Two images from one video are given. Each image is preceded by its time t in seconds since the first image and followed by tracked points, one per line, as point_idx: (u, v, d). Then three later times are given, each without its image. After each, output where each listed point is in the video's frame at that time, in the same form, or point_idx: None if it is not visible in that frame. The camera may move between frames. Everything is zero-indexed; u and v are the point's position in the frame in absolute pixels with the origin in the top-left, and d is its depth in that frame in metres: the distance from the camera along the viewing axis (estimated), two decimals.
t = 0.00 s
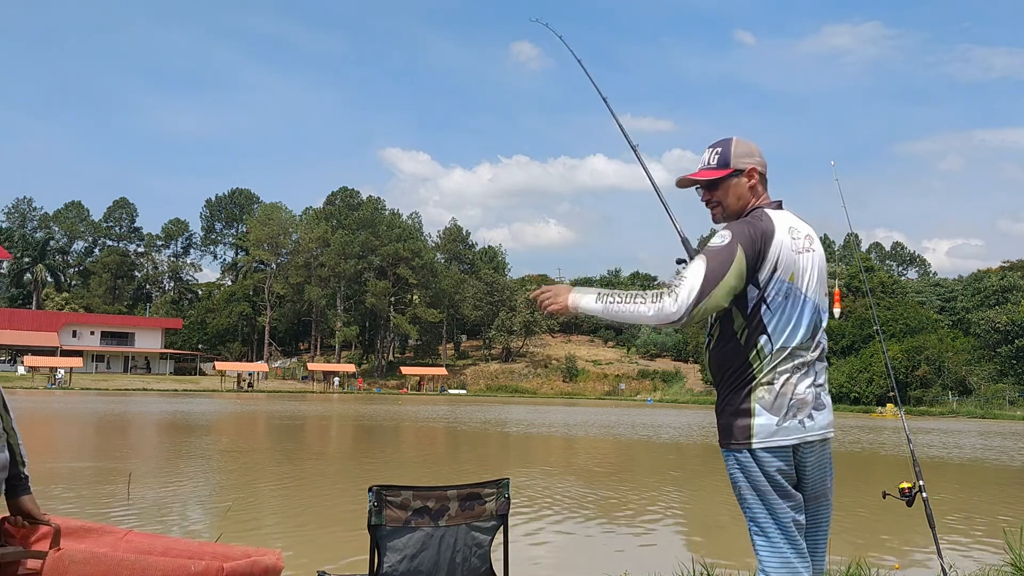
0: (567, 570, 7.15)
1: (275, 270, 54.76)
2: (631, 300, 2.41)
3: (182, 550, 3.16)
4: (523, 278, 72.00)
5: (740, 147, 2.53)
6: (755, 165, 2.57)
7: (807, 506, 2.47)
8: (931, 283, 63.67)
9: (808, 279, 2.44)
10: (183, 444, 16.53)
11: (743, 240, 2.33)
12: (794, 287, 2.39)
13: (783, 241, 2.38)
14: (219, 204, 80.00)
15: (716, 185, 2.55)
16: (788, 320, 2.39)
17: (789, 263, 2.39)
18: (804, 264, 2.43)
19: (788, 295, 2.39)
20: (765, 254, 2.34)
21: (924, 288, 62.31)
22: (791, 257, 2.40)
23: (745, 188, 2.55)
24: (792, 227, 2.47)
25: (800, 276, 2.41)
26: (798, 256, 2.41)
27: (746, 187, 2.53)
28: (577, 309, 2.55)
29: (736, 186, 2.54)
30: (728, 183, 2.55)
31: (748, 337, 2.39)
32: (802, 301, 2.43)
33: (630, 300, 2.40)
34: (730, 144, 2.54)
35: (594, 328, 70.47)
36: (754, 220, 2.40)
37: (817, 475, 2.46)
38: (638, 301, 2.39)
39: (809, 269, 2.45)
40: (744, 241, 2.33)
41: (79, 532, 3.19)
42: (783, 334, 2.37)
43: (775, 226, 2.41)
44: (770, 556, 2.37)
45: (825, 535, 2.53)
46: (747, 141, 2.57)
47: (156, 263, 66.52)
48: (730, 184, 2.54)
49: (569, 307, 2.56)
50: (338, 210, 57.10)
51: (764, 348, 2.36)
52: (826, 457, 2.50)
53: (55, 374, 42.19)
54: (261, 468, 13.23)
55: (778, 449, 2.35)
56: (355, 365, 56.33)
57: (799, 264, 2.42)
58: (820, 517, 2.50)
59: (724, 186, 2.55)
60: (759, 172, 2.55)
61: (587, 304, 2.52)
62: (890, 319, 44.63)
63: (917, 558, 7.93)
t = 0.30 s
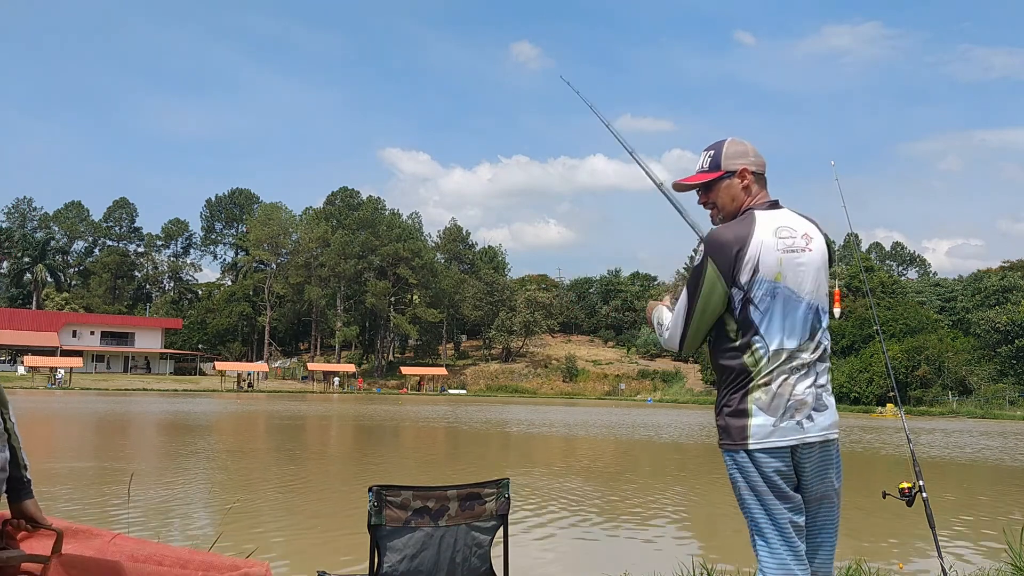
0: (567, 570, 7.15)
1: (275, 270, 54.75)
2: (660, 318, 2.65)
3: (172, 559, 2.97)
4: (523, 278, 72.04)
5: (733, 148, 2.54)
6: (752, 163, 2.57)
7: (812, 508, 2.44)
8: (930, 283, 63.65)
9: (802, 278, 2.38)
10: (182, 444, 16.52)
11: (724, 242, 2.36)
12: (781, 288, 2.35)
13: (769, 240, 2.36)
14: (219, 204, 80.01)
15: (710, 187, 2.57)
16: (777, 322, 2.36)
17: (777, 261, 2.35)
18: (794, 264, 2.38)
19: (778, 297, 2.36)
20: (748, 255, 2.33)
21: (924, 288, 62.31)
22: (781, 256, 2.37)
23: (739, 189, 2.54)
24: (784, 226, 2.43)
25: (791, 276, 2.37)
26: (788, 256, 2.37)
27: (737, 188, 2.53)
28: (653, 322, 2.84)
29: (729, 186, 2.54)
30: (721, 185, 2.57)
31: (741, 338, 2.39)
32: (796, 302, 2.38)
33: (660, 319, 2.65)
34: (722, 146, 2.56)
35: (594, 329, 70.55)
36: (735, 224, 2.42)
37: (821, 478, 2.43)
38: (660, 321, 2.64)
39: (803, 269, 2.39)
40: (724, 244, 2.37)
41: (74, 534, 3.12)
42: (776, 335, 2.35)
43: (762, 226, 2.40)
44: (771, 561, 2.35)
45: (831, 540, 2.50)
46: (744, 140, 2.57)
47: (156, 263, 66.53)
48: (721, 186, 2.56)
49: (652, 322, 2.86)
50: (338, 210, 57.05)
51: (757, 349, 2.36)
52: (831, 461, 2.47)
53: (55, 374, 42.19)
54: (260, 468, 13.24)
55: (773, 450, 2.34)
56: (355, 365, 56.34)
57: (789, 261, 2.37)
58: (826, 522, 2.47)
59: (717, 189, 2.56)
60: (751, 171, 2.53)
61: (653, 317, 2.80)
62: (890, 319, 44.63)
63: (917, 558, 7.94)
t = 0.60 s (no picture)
0: (567, 570, 7.14)
1: (275, 270, 54.74)
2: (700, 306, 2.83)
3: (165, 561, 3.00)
4: (523, 278, 72.02)
5: (729, 150, 2.58)
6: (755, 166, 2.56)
7: (804, 508, 2.39)
8: (931, 283, 63.64)
9: (783, 283, 2.32)
10: (182, 444, 16.51)
11: (704, 246, 2.44)
12: (757, 290, 2.32)
13: (745, 244, 2.36)
14: (219, 204, 79.98)
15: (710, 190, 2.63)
16: (751, 328, 2.34)
17: (752, 265, 2.33)
18: (770, 268, 2.33)
19: (751, 301, 2.34)
20: (721, 258, 2.37)
21: (924, 288, 62.29)
22: (759, 260, 2.34)
23: (733, 190, 2.58)
24: (770, 229, 2.39)
25: (769, 281, 2.32)
26: (766, 259, 2.33)
27: (731, 189, 2.58)
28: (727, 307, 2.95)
29: (725, 189, 2.59)
30: (719, 188, 2.64)
31: (724, 342, 2.41)
32: (776, 308, 2.32)
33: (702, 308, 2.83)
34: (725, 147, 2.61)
35: (594, 329, 70.55)
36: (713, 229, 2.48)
37: (811, 480, 2.36)
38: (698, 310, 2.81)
39: (781, 272, 2.32)
40: (706, 248, 2.44)
41: (65, 536, 2.97)
42: (754, 339, 2.33)
43: (744, 228, 2.40)
44: (753, 557, 2.36)
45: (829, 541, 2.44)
46: (744, 142, 2.58)
47: (156, 263, 66.53)
48: (719, 189, 2.62)
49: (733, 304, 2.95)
50: (338, 210, 57.01)
51: (739, 350, 2.36)
52: (824, 463, 2.39)
53: (55, 374, 42.19)
54: (260, 468, 13.23)
55: (755, 453, 2.32)
56: (355, 365, 56.35)
57: (766, 264, 2.33)
58: (820, 521, 2.42)
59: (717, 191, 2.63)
60: (741, 173, 2.55)
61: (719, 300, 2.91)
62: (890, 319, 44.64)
63: (916, 558, 7.94)
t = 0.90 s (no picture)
0: (567, 570, 7.15)
1: (275, 270, 54.73)
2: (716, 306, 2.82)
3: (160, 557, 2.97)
4: (523, 278, 72.10)
5: (744, 153, 2.56)
6: (761, 168, 2.53)
7: (803, 504, 2.38)
8: (931, 283, 63.68)
9: (772, 288, 2.30)
10: (182, 444, 16.51)
11: (701, 249, 2.48)
12: (747, 295, 2.32)
13: (737, 249, 2.36)
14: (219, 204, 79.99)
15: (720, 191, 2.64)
16: (741, 332, 2.34)
17: (743, 270, 2.33)
18: (760, 275, 2.32)
19: (743, 305, 2.34)
20: (713, 262, 2.40)
21: (924, 288, 62.32)
22: (750, 265, 2.34)
23: (743, 194, 2.55)
24: (764, 236, 2.38)
25: (759, 286, 2.31)
26: (756, 264, 2.32)
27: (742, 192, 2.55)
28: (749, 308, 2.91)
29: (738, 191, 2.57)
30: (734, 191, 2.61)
31: (718, 345, 2.44)
32: (765, 315, 2.31)
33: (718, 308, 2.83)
34: (740, 150, 2.59)
35: (594, 329, 70.57)
36: (714, 233, 2.50)
37: (811, 477, 2.35)
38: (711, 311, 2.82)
39: (772, 279, 2.31)
40: (702, 250, 2.49)
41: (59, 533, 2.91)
42: (746, 343, 2.33)
43: (738, 233, 2.41)
44: (751, 554, 2.35)
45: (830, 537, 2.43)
46: (757, 145, 2.55)
47: (156, 263, 66.56)
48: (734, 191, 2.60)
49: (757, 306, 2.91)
50: (338, 210, 57.03)
51: (732, 353, 2.37)
52: (823, 461, 2.38)
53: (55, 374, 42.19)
54: (260, 468, 13.21)
55: (749, 453, 2.32)
56: (355, 365, 56.36)
57: (755, 269, 2.32)
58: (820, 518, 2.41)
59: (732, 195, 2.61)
60: (750, 176, 2.52)
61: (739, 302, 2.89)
62: (890, 319, 44.67)
63: (917, 558, 7.93)
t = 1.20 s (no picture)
0: (567, 570, 7.15)
1: (275, 270, 54.72)
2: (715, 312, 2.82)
3: (157, 560, 2.95)
4: (523, 278, 72.13)
5: (750, 163, 2.58)
6: (767, 177, 2.55)
7: (802, 502, 2.39)
8: (931, 283, 63.69)
9: (776, 292, 2.32)
10: (182, 444, 16.50)
11: (706, 252, 2.48)
12: (752, 298, 2.33)
13: (741, 253, 2.38)
14: (219, 204, 79.99)
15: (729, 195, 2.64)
16: (747, 334, 2.35)
17: (749, 273, 2.34)
18: (767, 279, 2.33)
19: (749, 308, 2.34)
20: (718, 266, 2.40)
21: (924, 288, 62.31)
22: (756, 270, 2.35)
23: (750, 201, 2.56)
24: (770, 241, 2.39)
25: (765, 287, 2.33)
26: (762, 268, 2.34)
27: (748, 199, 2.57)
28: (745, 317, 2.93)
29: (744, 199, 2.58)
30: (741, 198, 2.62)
31: (721, 346, 2.43)
32: (770, 317, 2.32)
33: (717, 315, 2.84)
34: (748, 159, 2.61)
35: (594, 329, 70.57)
36: (720, 238, 2.51)
37: (811, 476, 2.37)
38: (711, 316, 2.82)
39: (777, 284, 2.32)
40: (707, 256, 2.48)
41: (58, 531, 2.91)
42: (748, 346, 2.33)
43: (743, 239, 2.41)
44: (756, 547, 2.34)
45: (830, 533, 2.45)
46: (763, 155, 2.56)
47: (156, 263, 66.58)
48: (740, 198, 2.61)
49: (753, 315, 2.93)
50: (338, 210, 57.05)
51: (736, 355, 2.37)
52: (821, 458, 2.41)
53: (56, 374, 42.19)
54: (260, 468, 13.22)
55: (754, 453, 2.32)
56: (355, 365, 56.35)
57: (762, 274, 2.34)
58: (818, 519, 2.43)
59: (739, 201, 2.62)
60: (756, 185, 2.54)
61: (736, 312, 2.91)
62: (890, 319, 44.67)
63: (917, 558, 7.94)
